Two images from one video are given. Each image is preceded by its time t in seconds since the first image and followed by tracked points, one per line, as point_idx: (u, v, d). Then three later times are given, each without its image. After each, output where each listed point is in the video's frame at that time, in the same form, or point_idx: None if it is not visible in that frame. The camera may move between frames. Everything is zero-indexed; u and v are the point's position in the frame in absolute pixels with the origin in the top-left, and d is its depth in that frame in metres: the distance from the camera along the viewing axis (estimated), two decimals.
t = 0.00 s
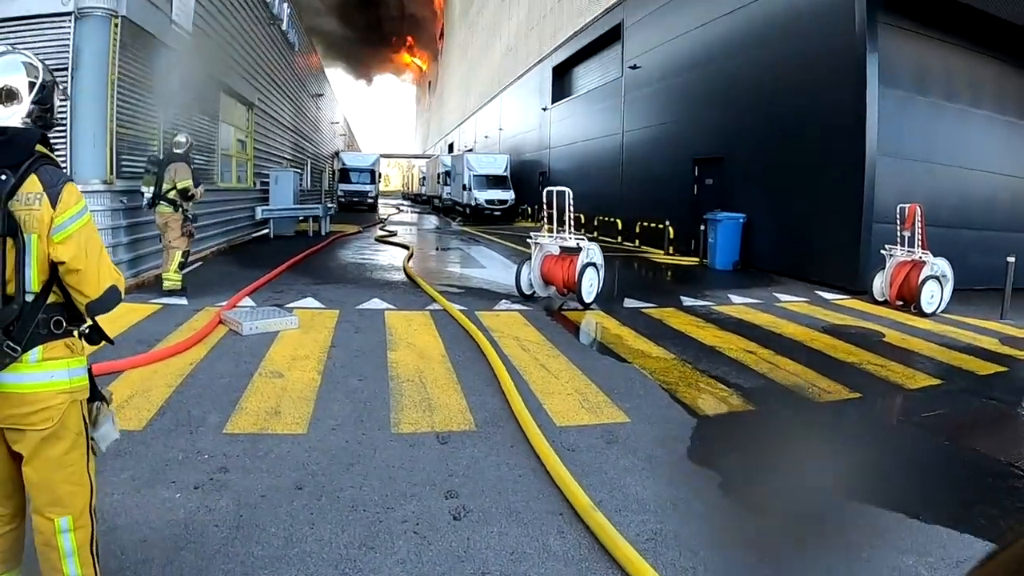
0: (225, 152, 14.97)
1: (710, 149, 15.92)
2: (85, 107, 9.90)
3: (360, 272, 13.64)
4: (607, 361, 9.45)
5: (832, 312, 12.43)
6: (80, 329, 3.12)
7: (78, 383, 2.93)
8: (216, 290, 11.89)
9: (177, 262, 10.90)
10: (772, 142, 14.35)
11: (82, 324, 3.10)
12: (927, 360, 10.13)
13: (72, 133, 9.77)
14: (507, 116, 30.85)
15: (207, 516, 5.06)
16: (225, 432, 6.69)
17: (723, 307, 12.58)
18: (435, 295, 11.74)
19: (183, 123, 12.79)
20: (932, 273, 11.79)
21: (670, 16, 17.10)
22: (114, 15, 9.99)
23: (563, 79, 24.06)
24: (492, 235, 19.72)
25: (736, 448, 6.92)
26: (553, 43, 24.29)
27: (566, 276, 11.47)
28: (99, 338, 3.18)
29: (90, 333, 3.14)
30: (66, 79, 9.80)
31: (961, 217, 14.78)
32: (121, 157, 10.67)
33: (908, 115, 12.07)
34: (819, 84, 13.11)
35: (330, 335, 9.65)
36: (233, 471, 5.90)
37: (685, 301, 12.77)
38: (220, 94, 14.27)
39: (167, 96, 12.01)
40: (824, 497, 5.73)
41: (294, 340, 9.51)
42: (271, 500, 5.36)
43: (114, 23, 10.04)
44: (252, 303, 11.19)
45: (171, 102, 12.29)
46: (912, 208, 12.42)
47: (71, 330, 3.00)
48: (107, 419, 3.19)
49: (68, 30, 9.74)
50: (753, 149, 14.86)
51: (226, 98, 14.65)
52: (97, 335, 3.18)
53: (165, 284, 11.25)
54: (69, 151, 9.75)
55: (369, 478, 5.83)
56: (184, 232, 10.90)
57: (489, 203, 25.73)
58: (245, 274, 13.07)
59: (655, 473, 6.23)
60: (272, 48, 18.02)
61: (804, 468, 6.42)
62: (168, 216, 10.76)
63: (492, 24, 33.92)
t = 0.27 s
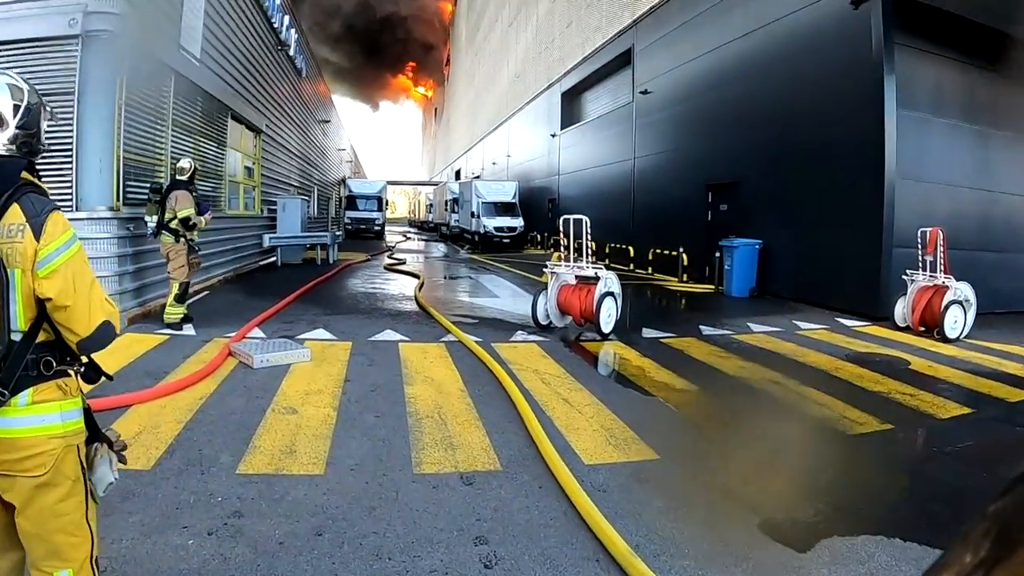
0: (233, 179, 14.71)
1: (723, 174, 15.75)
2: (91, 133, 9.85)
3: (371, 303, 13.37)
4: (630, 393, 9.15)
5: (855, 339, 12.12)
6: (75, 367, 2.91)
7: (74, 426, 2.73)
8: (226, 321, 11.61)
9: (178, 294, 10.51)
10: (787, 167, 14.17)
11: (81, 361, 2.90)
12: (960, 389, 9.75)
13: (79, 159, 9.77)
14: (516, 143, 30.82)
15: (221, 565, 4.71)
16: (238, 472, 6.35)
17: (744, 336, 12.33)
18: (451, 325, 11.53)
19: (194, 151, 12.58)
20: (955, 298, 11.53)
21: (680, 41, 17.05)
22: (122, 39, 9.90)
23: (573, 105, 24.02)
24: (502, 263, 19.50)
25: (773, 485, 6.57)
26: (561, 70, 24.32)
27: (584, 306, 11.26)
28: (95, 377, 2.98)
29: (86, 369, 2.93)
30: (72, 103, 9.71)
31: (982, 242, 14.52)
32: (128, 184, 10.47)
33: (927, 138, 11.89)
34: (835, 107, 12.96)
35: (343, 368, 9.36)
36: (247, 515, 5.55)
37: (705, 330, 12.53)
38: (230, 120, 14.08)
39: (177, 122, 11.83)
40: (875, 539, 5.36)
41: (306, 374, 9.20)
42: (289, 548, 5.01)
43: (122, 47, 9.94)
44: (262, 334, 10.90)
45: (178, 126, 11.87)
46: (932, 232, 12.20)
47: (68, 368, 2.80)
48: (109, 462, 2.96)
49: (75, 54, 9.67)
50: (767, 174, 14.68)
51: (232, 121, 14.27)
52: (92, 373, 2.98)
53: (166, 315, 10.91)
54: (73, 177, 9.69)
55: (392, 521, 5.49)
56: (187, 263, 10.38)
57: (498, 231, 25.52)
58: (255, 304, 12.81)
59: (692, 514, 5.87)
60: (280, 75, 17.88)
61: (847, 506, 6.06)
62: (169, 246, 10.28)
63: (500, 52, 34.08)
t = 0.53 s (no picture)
0: (234, 190, 14.39)
1: (733, 185, 15.40)
2: (88, 142, 9.56)
3: (375, 317, 12.99)
4: (644, 411, 8.73)
5: (875, 352, 11.72)
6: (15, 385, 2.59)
7: (11, 452, 2.46)
8: (225, 335, 11.23)
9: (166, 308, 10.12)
10: (799, 177, 13.82)
11: (27, 376, 2.64)
12: (989, 405, 9.33)
13: (75, 168, 9.50)
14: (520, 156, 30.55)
15: None
16: (235, 496, 5.94)
17: (761, 350, 11.94)
18: (458, 340, 11.16)
19: (194, 161, 12.28)
20: (977, 310, 11.12)
21: (688, 51, 16.78)
22: (120, 44, 9.64)
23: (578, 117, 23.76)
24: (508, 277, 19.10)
25: (805, 508, 6.15)
26: (567, 81, 24.08)
27: (595, 321, 10.89)
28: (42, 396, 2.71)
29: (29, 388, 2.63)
30: (68, 110, 9.45)
31: (1002, 253, 14.13)
32: (125, 194, 10.18)
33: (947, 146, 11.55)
34: (849, 116, 12.63)
35: (347, 385, 8.94)
36: (244, 543, 5.13)
37: (720, 345, 12.14)
38: (230, 130, 13.79)
39: (177, 131, 11.54)
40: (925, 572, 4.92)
41: (308, 390, 8.80)
42: None
43: (120, 53, 9.67)
44: (262, 349, 10.52)
45: (177, 135, 11.58)
46: (952, 243, 11.82)
47: (10, 387, 2.53)
48: (58, 493, 2.74)
49: (71, 60, 9.41)
50: (779, 184, 14.31)
51: (233, 132, 13.99)
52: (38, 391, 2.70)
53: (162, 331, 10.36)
54: (69, 186, 9.46)
55: (400, 551, 5.06)
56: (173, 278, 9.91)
57: (503, 245, 25.17)
58: (255, 318, 12.41)
59: (722, 541, 5.44)
60: (281, 86, 17.62)
61: (888, 532, 5.64)
62: (159, 257, 9.96)
63: (504, 66, 33.91)
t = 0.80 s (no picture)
0: (229, 201, 13.96)
1: (741, 195, 14.96)
2: (74, 153, 9.13)
3: (375, 333, 12.52)
4: (656, 435, 8.25)
5: (895, 369, 11.21)
6: None
7: None
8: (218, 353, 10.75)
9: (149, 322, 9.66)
10: (809, 186, 13.35)
11: None
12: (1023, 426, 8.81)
13: (61, 179, 9.08)
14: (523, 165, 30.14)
15: None
16: (221, 534, 5.42)
17: (777, 368, 11.47)
18: (461, 359, 10.71)
19: (187, 171, 11.87)
20: (998, 325, 10.65)
21: (695, 57, 16.36)
22: (109, 50, 9.23)
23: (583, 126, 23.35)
24: (513, 290, 18.64)
25: (839, 544, 5.64)
26: (570, 89, 23.72)
27: (603, 337, 10.51)
28: None
29: None
30: (55, 117, 9.02)
31: None
32: (115, 206, 9.76)
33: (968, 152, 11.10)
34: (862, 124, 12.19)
35: (344, 408, 8.46)
36: None
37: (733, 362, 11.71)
38: (226, 140, 13.39)
39: (169, 140, 11.12)
40: None
41: (304, 414, 8.30)
42: None
43: (109, 59, 9.26)
44: (257, 368, 10.04)
45: (169, 146, 11.16)
46: (972, 253, 11.35)
47: None
48: None
49: (59, 65, 9.00)
50: (787, 194, 13.87)
51: (229, 141, 13.60)
52: None
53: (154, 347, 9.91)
54: (55, 198, 9.04)
55: None
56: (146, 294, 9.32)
57: (506, 256, 24.71)
58: (249, 334, 11.95)
59: None
60: (279, 95, 17.23)
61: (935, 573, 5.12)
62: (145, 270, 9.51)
63: (507, 74, 33.55)
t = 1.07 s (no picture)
0: (224, 209, 13.57)
1: (749, 201, 14.58)
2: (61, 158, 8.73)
3: (374, 345, 12.10)
4: (670, 452, 7.80)
5: (914, 381, 10.76)
6: None
7: None
8: (211, 366, 10.32)
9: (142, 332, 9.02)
10: (820, 192, 12.97)
11: None
12: None
13: (47, 184, 8.69)
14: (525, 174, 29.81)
15: None
16: (206, 562, 4.94)
17: (792, 380, 11.04)
18: (464, 371, 10.29)
19: (179, 178, 11.48)
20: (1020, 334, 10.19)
21: (700, 61, 16.03)
22: (97, 50, 8.85)
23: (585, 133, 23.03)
24: (515, 300, 18.23)
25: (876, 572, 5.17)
26: (572, 95, 23.40)
27: (612, 348, 10.13)
28: None
29: None
30: (41, 121, 8.63)
31: None
32: (104, 213, 9.37)
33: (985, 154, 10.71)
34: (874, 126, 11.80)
35: (341, 424, 8.03)
36: None
37: (747, 373, 11.32)
38: (220, 146, 13.01)
39: (161, 146, 10.73)
40: None
41: (298, 430, 7.86)
42: None
43: (97, 60, 8.88)
44: (250, 382, 9.60)
45: (161, 152, 10.77)
46: (992, 259, 10.90)
47: None
48: None
49: (45, 67, 8.62)
50: (797, 200, 13.49)
51: (223, 148, 13.23)
52: None
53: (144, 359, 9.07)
54: (41, 205, 8.65)
55: None
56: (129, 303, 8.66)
57: (508, 266, 24.32)
58: (244, 345, 11.54)
59: None
60: (276, 101, 16.89)
61: None
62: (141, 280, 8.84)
63: (508, 82, 33.30)
